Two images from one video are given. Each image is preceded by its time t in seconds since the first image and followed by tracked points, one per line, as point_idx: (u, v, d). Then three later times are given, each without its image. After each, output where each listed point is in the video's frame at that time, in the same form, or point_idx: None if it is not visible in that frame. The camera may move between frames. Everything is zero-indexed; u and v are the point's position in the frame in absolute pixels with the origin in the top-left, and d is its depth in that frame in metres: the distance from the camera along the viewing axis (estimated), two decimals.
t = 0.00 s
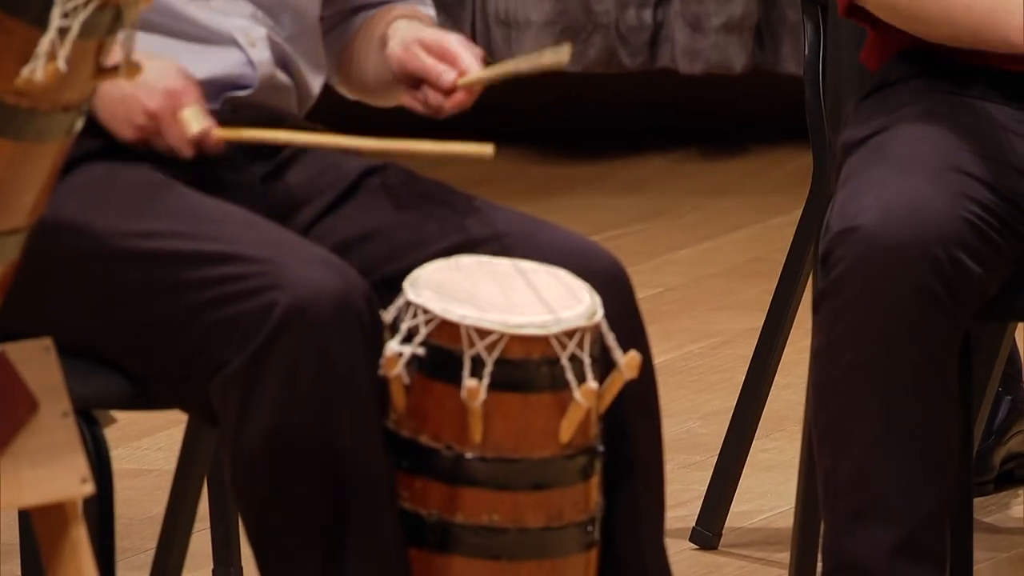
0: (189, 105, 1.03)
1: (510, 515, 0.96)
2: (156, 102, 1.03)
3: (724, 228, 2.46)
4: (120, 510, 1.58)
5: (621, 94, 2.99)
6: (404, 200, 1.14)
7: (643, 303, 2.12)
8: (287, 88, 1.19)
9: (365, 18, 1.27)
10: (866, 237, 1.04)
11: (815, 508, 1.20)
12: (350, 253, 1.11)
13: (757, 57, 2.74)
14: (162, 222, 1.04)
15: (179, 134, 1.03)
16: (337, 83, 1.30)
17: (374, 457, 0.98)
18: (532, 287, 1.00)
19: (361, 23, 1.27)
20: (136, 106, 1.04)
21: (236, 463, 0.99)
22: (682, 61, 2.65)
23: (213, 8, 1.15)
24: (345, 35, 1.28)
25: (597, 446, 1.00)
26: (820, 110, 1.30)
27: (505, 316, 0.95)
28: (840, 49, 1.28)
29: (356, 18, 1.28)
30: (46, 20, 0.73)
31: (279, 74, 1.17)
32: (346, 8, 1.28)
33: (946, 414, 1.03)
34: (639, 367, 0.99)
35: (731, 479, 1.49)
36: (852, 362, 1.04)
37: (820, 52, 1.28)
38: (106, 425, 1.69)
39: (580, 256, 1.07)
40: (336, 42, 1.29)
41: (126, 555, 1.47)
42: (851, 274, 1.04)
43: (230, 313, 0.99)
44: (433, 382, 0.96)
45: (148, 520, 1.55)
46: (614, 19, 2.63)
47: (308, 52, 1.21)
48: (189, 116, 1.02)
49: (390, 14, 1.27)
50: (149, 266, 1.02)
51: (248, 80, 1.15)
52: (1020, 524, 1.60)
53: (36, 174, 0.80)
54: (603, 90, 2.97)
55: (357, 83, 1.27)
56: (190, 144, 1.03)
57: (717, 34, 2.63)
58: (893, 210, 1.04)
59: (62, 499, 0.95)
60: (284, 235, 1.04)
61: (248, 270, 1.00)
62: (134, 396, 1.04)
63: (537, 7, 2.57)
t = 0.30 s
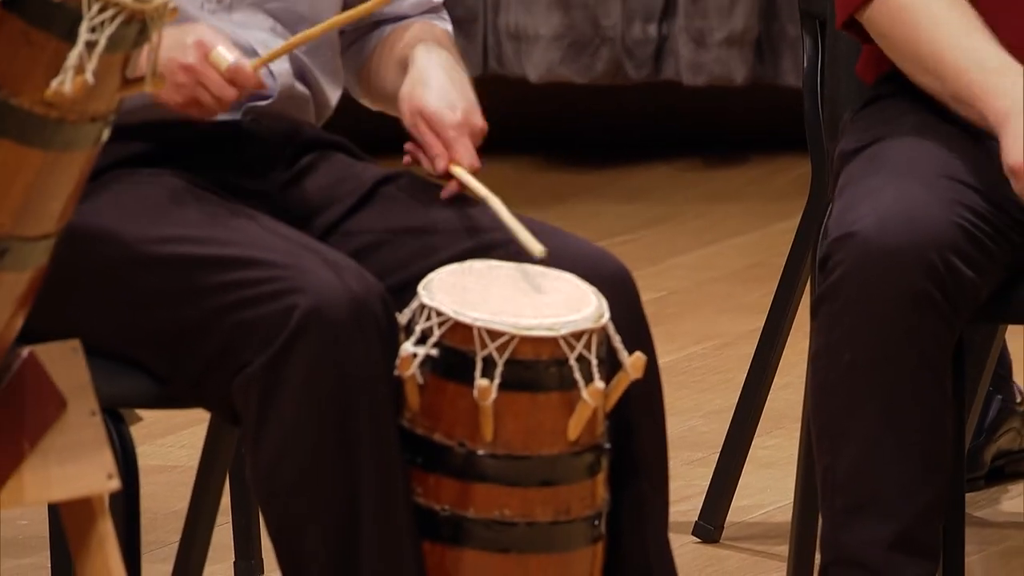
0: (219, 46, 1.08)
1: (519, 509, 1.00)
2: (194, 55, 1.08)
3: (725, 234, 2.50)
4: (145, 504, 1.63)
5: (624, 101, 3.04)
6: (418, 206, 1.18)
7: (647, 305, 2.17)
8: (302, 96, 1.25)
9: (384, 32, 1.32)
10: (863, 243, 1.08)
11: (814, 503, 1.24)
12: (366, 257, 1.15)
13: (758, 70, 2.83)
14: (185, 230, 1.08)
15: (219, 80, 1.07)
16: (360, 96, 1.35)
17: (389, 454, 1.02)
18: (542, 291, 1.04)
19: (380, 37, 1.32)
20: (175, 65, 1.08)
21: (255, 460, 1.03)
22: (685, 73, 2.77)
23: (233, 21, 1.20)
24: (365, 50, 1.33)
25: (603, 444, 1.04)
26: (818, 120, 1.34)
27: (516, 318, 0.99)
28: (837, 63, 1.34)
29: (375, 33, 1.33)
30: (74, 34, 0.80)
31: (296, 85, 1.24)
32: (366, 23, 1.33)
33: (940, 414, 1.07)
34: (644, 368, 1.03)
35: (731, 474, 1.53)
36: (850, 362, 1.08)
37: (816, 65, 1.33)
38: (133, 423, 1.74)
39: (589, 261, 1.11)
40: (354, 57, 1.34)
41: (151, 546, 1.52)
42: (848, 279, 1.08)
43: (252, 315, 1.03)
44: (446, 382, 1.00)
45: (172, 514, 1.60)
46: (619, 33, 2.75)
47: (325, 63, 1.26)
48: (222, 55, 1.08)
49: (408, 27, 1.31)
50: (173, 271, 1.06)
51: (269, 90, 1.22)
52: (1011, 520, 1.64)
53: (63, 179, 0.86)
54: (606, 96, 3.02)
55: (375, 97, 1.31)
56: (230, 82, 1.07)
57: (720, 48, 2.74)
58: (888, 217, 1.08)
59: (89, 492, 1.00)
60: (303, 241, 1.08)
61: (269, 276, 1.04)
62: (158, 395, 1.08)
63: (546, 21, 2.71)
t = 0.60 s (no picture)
0: (246, 75, 1.11)
1: (521, 510, 1.05)
2: (220, 77, 1.10)
3: (717, 245, 2.54)
4: (163, 503, 1.67)
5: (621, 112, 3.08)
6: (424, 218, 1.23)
7: (643, 312, 2.21)
8: (316, 115, 1.30)
9: (389, 48, 1.36)
10: (849, 253, 1.12)
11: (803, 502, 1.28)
12: (374, 266, 1.20)
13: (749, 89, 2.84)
14: (201, 240, 1.13)
15: (242, 105, 1.09)
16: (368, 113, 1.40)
17: (396, 455, 1.06)
18: (544, 299, 1.09)
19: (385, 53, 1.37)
20: (199, 85, 1.10)
21: (268, 461, 1.07)
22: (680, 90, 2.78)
23: (248, 40, 1.25)
24: (372, 66, 1.38)
25: (602, 447, 1.08)
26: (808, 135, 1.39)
27: (518, 326, 1.04)
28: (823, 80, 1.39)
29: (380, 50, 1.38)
30: (96, 53, 0.90)
31: (309, 102, 1.28)
32: (371, 40, 1.38)
33: (924, 418, 1.11)
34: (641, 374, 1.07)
35: (724, 475, 1.58)
36: (836, 367, 1.12)
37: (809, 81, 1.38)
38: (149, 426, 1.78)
39: (587, 271, 1.16)
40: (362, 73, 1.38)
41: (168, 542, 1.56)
42: (835, 287, 1.13)
43: (264, 322, 1.08)
44: (452, 387, 1.05)
45: (187, 513, 1.64)
46: (617, 53, 2.78)
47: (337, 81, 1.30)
48: (248, 86, 1.10)
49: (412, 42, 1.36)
50: (189, 280, 1.11)
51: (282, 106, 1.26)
52: (993, 517, 1.69)
53: (84, 190, 0.96)
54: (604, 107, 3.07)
55: (385, 111, 1.37)
56: (253, 110, 1.09)
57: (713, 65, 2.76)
58: (873, 228, 1.13)
59: (106, 491, 1.07)
60: (314, 252, 1.13)
61: (281, 284, 1.09)
62: (174, 399, 1.13)
63: (546, 41, 2.76)
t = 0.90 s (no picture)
0: (238, 175, 1.20)
1: (522, 515, 1.09)
2: (211, 169, 1.20)
3: (709, 261, 2.59)
4: (178, 509, 1.72)
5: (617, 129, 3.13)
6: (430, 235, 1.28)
7: (638, 326, 2.26)
8: (325, 137, 1.34)
9: (393, 77, 1.41)
10: (837, 268, 1.17)
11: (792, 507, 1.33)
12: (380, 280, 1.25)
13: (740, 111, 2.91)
14: (214, 256, 1.18)
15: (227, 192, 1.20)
16: (369, 140, 1.45)
17: (403, 461, 1.11)
18: (544, 314, 1.14)
19: (389, 81, 1.42)
20: (192, 172, 1.20)
21: (280, 466, 1.12)
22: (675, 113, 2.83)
23: (260, 65, 1.30)
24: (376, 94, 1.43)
25: (599, 456, 1.12)
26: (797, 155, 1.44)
27: (519, 339, 1.08)
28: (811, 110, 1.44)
29: (385, 77, 1.43)
30: (114, 78, 0.94)
31: (318, 123, 1.33)
32: (375, 68, 1.43)
33: (909, 426, 1.16)
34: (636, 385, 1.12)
35: (717, 482, 1.62)
36: (825, 378, 1.17)
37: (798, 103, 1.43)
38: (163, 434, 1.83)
39: (584, 285, 1.21)
40: (367, 100, 1.43)
41: (184, 545, 1.61)
42: (823, 301, 1.17)
43: (276, 334, 1.13)
44: (456, 397, 1.09)
45: (202, 518, 1.69)
46: (614, 77, 2.82)
47: (344, 105, 1.36)
48: (238, 188, 1.20)
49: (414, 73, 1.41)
50: (204, 294, 1.16)
51: (292, 128, 1.31)
52: (975, 522, 1.73)
53: (105, 208, 1.00)
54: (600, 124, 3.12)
55: (382, 138, 1.41)
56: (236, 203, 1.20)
57: (706, 90, 2.82)
58: (860, 245, 1.17)
59: (126, 498, 1.11)
60: (322, 267, 1.18)
61: (292, 298, 1.14)
62: (189, 409, 1.17)
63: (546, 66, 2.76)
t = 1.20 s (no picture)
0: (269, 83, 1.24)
1: (523, 522, 1.14)
2: (248, 92, 1.24)
3: (703, 279, 2.65)
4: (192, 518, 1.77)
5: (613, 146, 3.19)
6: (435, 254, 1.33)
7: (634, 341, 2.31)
8: (335, 159, 1.41)
9: (401, 102, 1.47)
10: (824, 286, 1.22)
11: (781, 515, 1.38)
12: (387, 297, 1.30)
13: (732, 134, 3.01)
14: (228, 274, 1.23)
15: (270, 112, 1.23)
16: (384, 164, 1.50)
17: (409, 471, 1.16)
18: (545, 330, 1.18)
19: (397, 106, 1.47)
20: (230, 102, 1.24)
21: (290, 476, 1.17)
22: (669, 138, 2.95)
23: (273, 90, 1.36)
24: (385, 118, 1.48)
25: (598, 465, 1.17)
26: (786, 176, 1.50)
27: (521, 353, 1.13)
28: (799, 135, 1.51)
29: (394, 103, 1.48)
30: (133, 104, 0.99)
31: (328, 147, 1.39)
32: (384, 95, 1.48)
33: (893, 438, 1.21)
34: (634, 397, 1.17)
35: (711, 490, 1.67)
36: (814, 392, 1.22)
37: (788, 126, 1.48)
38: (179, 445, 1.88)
39: (583, 300, 1.26)
40: (376, 125, 1.49)
41: (201, 551, 1.66)
42: (811, 318, 1.22)
43: (288, 349, 1.18)
44: (460, 409, 1.14)
45: (217, 525, 1.74)
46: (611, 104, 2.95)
47: (355, 129, 1.42)
48: (271, 91, 1.23)
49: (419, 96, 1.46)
50: (218, 311, 1.21)
51: (304, 151, 1.37)
52: (958, 529, 1.78)
53: (125, 229, 1.05)
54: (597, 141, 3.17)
55: (393, 159, 1.46)
56: (280, 115, 1.22)
57: (699, 116, 2.94)
58: (846, 264, 1.23)
59: (144, 505, 1.16)
60: (331, 284, 1.23)
61: (302, 315, 1.19)
62: (205, 421, 1.23)
63: (547, 93, 2.91)
